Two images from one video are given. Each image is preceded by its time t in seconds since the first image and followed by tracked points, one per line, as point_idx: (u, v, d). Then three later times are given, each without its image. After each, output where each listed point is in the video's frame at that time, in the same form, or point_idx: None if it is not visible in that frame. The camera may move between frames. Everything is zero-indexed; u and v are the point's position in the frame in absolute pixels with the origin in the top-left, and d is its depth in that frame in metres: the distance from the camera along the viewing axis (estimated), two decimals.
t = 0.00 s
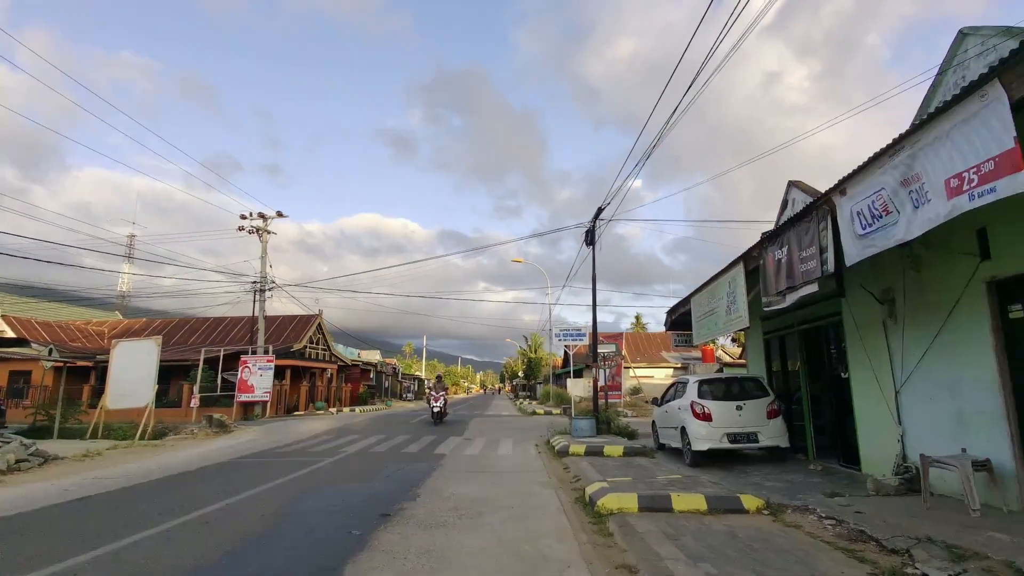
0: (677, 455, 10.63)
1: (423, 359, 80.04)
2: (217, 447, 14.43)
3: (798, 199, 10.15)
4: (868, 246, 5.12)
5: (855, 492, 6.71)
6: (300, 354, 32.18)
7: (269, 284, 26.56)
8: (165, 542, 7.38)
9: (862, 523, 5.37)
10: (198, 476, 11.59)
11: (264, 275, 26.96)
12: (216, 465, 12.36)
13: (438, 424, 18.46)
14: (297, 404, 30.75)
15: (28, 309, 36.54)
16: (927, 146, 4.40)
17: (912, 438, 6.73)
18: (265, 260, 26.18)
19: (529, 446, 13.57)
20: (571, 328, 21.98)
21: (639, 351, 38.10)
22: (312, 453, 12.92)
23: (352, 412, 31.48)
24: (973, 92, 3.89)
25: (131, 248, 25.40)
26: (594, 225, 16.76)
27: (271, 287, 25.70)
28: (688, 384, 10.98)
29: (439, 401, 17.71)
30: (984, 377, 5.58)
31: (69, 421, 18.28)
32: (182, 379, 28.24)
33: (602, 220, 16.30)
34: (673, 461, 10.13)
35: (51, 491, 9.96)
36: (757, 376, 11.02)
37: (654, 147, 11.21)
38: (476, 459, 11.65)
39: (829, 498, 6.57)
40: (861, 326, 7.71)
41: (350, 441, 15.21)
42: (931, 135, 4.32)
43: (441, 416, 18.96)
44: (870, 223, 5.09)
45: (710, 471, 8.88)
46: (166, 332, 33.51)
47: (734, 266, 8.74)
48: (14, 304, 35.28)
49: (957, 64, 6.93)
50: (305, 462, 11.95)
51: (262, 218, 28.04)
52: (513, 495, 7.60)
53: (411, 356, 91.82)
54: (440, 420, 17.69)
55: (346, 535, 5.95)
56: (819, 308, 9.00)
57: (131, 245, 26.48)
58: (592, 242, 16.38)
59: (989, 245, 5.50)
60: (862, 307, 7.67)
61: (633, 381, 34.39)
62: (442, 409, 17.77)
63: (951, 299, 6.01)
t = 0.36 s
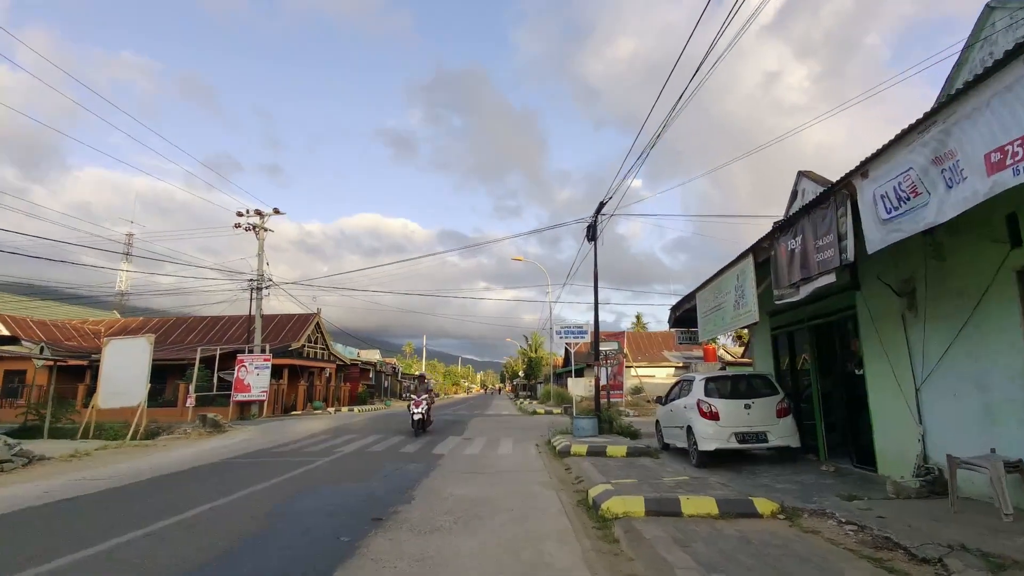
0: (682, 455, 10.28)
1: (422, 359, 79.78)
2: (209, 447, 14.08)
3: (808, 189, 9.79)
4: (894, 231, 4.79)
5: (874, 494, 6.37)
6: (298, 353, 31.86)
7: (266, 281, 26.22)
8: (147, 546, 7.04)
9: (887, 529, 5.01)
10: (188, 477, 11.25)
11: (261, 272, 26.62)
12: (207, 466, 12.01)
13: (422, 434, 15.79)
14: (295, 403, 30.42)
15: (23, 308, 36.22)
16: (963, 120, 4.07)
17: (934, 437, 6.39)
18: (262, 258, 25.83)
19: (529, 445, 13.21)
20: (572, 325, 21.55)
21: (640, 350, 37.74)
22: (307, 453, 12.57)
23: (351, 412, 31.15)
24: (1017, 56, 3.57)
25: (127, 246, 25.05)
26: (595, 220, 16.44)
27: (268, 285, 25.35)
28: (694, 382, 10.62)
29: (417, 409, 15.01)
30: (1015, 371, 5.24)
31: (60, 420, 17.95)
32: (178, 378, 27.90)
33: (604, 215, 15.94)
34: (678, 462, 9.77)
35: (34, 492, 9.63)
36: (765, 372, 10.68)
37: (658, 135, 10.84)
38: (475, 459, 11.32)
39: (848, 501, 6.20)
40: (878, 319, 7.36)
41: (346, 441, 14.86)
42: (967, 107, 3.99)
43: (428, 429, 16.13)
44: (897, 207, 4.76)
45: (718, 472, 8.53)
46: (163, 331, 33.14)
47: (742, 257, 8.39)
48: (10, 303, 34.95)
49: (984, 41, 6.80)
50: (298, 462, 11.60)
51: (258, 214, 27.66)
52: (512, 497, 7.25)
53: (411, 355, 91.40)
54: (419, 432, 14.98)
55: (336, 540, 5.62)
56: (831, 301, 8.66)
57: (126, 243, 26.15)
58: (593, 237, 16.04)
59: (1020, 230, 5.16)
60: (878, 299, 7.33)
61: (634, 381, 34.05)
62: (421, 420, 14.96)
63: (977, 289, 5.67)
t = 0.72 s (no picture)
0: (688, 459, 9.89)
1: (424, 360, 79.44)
2: (203, 450, 13.72)
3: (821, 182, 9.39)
4: (926, 221, 4.41)
5: (897, 505, 6.00)
6: (298, 353, 31.55)
7: (265, 281, 25.89)
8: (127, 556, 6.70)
9: (917, 545, 4.63)
10: (179, 481, 10.89)
11: (260, 272, 26.30)
12: (198, 470, 11.66)
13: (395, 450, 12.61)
14: (294, 404, 30.10)
15: (21, 308, 35.93)
16: (1007, 97, 3.73)
17: (962, 443, 5.99)
18: (260, 257, 25.49)
19: (531, 449, 12.82)
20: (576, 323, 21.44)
21: (643, 351, 37.32)
22: (301, 457, 12.20)
23: (351, 413, 30.82)
24: None
25: (124, 245, 24.75)
26: (598, 217, 16.06)
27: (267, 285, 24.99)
28: (703, 383, 10.22)
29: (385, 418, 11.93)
30: None
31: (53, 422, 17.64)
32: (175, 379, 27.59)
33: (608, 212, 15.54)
34: (686, 467, 9.38)
35: (17, 498, 9.29)
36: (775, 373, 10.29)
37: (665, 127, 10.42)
38: (475, 463, 10.95)
39: (870, 512, 5.82)
40: (898, 318, 6.97)
41: (343, 444, 14.50)
42: (1014, 81, 3.65)
43: (401, 445, 13.00)
44: (930, 195, 4.39)
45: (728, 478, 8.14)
46: (161, 332, 32.77)
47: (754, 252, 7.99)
48: (7, 303, 34.66)
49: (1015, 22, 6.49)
50: (292, 467, 11.24)
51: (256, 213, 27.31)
52: (512, 506, 6.88)
53: (413, 356, 91.03)
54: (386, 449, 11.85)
55: (323, 554, 5.24)
56: (846, 299, 8.27)
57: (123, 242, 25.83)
58: (597, 235, 15.67)
59: None
60: (898, 297, 6.94)
61: (637, 381, 33.64)
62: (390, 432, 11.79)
63: (1011, 284, 5.29)
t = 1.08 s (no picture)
0: (698, 460, 9.51)
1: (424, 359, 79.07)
2: (196, 450, 13.37)
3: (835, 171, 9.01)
4: (970, 201, 4.03)
5: (927, 510, 5.62)
6: (297, 352, 31.20)
7: (263, 278, 25.52)
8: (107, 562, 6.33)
9: (958, 556, 4.24)
10: (169, 484, 10.51)
11: (257, 269, 25.93)
12: (191, 471, 11.30)
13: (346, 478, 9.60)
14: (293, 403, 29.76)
15: (17, 306, 35.59)
16: None
17: (997, 445, 5.60)
18: (258, 254, 25.12)
19: (534, 449, 12.43)
20: (578, 322, 20.90)
21: (646, 350, 36.88)
22: (297, 457, 11.84)
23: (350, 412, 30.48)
24: None
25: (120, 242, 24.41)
26: (603, 211, 15.69)
27: (265, 282, 24.64)
28: (714, 381, 9.83)
29: (322, 433, 8.59)
30: None
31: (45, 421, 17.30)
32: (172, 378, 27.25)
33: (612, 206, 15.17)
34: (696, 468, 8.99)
35: None
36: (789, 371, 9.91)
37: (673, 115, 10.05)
38: (476, 464, 10.59)
39: (900, 518, 5.43)
40: (925, 312, 6.58)
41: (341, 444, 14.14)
42: None
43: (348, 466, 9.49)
44: (974, 173, 4.02)
45: (742, 481, 7.76)
46: (158, 330, 32.37)
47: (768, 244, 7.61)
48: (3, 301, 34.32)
49: None
50: (287, 467, 10.87)
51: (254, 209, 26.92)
52: (515, 509, 6.51)
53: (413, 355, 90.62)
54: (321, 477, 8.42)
55: (311, 562, 4.87)
56: (865, 293, 7.89)
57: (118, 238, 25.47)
58: (601, 229, 15.30)
59: None
60: (925, 289, 6.55)
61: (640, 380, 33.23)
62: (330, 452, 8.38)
63: None
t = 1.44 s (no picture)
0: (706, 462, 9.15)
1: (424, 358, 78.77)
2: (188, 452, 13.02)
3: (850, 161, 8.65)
4: (1015, 181, 3.68)
5: (956, 518, 5.27)
6: (295, 350, 30.88)
7: (260, 276, 25.18)
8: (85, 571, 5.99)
9: (999, 571, 3.89)
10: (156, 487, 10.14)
11: (254, 266, 25.57)
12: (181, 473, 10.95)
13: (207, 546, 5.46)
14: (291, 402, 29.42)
15: (13, 304, 35.25)
16: None
17: None
18: (255, 251, 24.77)
19: (534, 450, 12.06)
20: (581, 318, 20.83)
21: (648, 348, 36.51)
22: (291, 459, 11.50)
23: (349, 412, 30.14)
24: None
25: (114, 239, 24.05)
26: (605, 206, 15.33)
27: (261, 279, 24.28)
28: (722, 379, 9.45)
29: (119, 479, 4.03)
30: None
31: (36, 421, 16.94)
32: (168, 377, 26.91)
33: (615, 201, 14.79)
34: (704, 471, 8.64)
35: None
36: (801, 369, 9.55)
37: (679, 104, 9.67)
38: (474, 466, 10.24)
39: (928, 526, 5.07)
40: (950, 308, 6.21)
41: (337, 445, 13.79)
42: None
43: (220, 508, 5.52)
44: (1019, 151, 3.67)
45: (754, 485, 7.39)
46: (154, 330, 31.99)
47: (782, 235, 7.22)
48: None
49: None
50: (279, 470, 10.53)
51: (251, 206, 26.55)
52: (515, 514, 6.17)
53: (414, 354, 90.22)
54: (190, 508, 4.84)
55: None
56: (884, 288, 7.51)
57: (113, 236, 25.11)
58: (603, 224, 14.95)
59: None
60: (951, 284, 6.18)
61: (642, 379, 32.83)
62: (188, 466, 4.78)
63: None
